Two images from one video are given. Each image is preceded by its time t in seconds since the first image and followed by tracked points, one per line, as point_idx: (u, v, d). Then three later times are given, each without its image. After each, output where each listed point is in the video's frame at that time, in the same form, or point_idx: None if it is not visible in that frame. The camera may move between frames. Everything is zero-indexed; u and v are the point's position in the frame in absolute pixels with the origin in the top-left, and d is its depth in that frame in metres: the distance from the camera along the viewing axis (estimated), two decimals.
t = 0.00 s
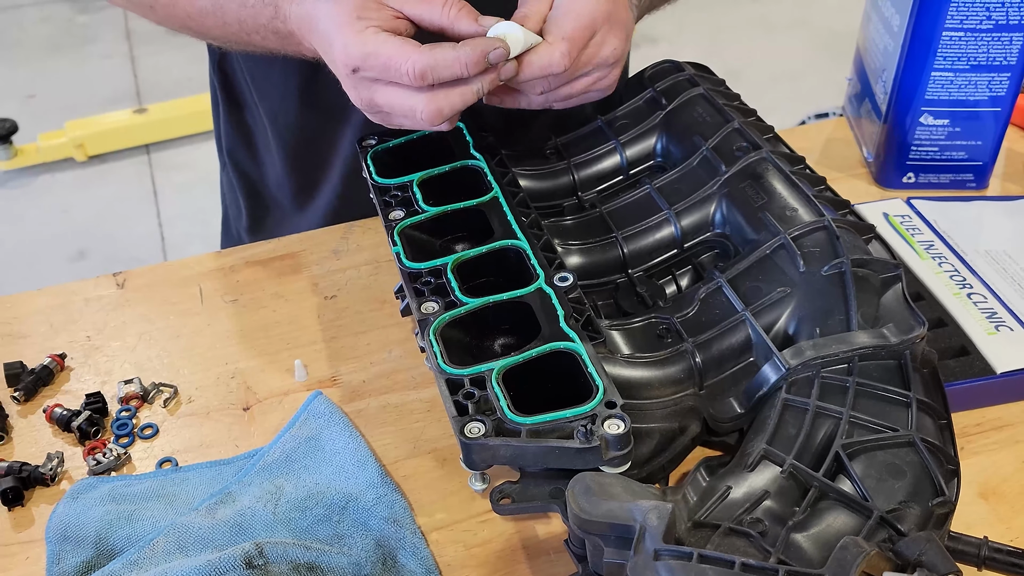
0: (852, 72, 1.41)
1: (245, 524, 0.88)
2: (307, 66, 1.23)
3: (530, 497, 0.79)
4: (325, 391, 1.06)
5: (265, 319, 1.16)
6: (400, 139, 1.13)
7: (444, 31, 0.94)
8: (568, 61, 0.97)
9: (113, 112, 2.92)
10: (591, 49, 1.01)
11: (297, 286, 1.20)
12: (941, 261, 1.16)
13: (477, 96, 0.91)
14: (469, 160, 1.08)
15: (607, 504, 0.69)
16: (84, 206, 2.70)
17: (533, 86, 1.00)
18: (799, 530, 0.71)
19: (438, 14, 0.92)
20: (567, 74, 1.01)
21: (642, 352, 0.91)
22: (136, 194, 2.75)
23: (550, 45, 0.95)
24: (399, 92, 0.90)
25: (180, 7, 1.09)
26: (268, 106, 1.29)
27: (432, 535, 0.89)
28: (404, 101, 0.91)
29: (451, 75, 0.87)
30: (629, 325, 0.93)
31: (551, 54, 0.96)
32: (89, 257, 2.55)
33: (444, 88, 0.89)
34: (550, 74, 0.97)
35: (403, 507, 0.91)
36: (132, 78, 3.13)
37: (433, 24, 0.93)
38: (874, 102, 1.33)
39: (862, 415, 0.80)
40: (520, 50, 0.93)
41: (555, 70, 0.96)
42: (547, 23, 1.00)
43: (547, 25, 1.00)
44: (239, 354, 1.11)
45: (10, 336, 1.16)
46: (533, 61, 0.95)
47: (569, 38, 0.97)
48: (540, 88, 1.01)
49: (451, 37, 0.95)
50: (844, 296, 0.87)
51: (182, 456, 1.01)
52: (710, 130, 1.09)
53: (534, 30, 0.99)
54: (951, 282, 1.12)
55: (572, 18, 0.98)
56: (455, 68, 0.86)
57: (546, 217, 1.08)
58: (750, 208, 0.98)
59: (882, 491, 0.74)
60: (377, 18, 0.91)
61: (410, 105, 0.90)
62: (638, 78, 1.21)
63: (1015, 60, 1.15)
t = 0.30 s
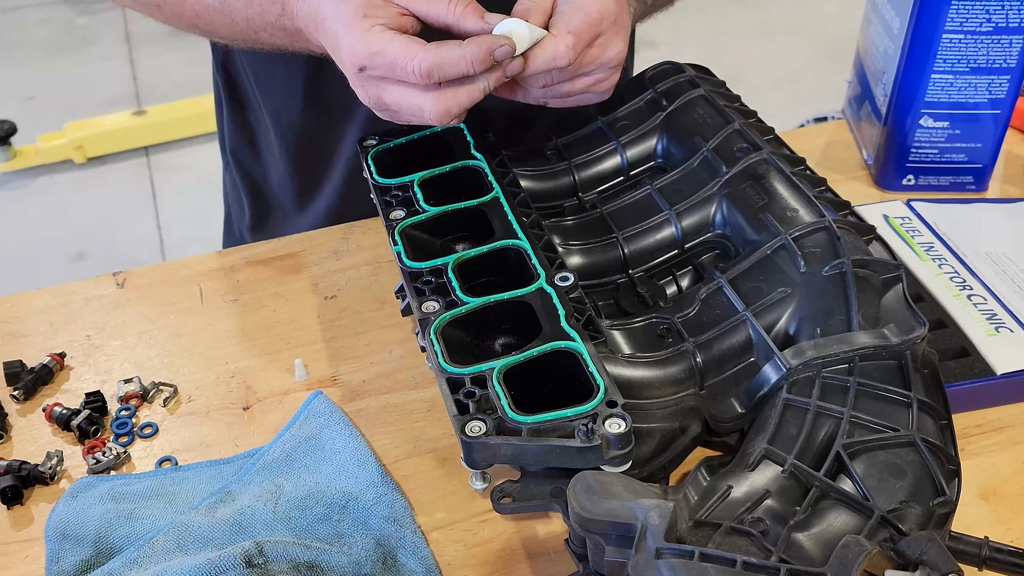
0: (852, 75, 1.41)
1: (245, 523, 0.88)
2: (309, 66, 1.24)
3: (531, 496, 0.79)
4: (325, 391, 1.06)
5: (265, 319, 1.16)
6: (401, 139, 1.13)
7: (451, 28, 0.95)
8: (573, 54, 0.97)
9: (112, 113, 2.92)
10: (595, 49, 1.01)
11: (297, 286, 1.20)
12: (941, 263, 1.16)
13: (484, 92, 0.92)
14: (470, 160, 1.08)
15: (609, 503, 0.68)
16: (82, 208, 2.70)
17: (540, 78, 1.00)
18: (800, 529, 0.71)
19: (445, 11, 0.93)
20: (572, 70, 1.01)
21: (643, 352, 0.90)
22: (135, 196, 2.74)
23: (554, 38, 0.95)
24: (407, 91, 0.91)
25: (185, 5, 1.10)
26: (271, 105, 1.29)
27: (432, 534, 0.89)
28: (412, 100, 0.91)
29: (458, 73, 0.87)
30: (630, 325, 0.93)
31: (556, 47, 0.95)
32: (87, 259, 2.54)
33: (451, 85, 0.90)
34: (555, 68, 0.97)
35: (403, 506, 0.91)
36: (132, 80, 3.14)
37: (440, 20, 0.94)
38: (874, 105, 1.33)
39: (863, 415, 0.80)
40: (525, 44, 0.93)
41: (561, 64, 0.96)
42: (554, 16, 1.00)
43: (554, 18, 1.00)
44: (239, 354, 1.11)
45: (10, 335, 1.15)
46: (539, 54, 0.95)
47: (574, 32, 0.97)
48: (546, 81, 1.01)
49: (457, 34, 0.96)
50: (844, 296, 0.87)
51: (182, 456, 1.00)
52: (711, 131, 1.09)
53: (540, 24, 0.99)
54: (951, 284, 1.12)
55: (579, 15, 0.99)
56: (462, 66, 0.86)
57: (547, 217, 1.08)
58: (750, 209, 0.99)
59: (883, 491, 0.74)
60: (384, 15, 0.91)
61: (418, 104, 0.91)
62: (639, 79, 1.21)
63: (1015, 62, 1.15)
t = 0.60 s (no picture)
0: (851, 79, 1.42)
1: (246, 523, 0.88)
2: (311, 67, 1.24)
3: (532, 497, 0.79)
4: (325, 392, 1.06)
5: (265, 320, 1.16)
6: (401, 141, 1.13)
7: (454, 28, 0.95)
8: (576, 55, 0.97)
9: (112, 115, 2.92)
10: (598, 52, 1.02)
11: (298, 287, 1.20)
12: (941, 266, 1.16)
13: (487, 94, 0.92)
14: (471, 162, 1.08)
15: (611, 503, 0.68)
16: (81, 210, 2.70)
17: (543, 79, 1.01)
18: (802, 530, 0.71)
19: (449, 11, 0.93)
20: (575, 72, 1.02)
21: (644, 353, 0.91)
22: (133, 198, 2.74)
23: (558, 39, 0.95)
24: (411, 93, 0.91)
25: (190, 5, 1.10)
26: (274, 107, 1.29)
27: (433, 535, 0.89)
28: (416, 102, 0.91)
29: (461, 74, 0.87)
30: (632, 326, 0.93)
31: (559, 48, 0.96)
32: (85, 261, 2.54)
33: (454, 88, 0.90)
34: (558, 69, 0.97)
35: (404, 507, 0.91)
36: (131, 82, 3.14)
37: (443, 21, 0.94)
38: (874, 108, 1.34)
39: (864, 416, 0.80)
40: (528, 46, 0.93)
41: (564, 65, 0.97)
42: (557, 17, 1.00)
43: (557, 19, 1.00)
44: (240, 355, 1.11)
45: (10, 335, 1.15)
46: (543, 55, 0.95)
47: (577, 34, 0.97)
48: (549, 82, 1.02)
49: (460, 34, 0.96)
50: (845, 298, 0.87)
51: (182, 456, 1.00)
52: (712, 134, 1.09)
53: (542, 25, 0.99)
54: (951, 286, 1.12)
55: (582, 17, 0.99)
56: (465, 67, 0.86)
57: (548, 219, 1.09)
58: (751, 211, 0.99)
59: (885, 492, 0.74)
60: (387, 15, 0.91)
61: (422, 107, 0.91)
62: (640, 81, 1.22)
63: (1015, 66, 1.15)
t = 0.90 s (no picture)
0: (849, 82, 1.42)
1: (244, 526, 0.88)
2: (312, 71, 1.24)
3: (530, 499, 0.79)
4: (324, 395, 1.05)
5: (264, 322, 1.16)
6: (400, 144, 1.13)
7: (453, 35, 0.95)
8: (572, 74, 0.97)
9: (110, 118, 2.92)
10: (597, 60, 1.02)
11: (296, 290, 1.20)
12: (939, 268, 1.17)
13: (481, 108, 0.94)
14: (469, 165, 1.09)
15: (609, 505, 0.68)
16: (79, 213, 2.70)
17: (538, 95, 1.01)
18: (801, 532, 0.71)
19: (449, 17, 0.93)
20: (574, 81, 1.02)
21: (642, 355, 0.91)
22: (131, 201, 2.74)
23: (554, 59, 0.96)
24: (405, 97, 0.91)
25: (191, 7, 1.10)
26: (274, 110, 1.29)
27: (432, 538, 0.89)
28: (409, 107, 0.91)
29: (456, 78, 0.86)
30: (630, 328, 0.93)
31: (556, 68, 0.96)
32: (83, 264, 2.54)
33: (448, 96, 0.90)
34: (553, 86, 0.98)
35: (403, 510, 0.90)
36: (129, 85, 3.14)
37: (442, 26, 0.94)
38: (871, 111, 1.34)
39: (863, 419, 0.80)
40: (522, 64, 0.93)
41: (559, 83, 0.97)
42: (555, 32, 1.01)
43: (555, 34, 1.01)
44: (238, 357, 1.11)
45: (9, 338, 1.15)
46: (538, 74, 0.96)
47: (575, 51, 0.98)
48: (542, 97, 1.02)
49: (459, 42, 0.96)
50: (843, 300, 0.87)
51: (180, 459, 1.00)
52: (710, 137, 1.09)
53: (539, 41, 1.00)
54: (949, 289, 1.13)
55: (583, 26, 0.99)
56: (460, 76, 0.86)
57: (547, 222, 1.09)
58: (749, 213, 0.99)
59: (883, 494, 0.74)
60: (388, 17, 0.91)
61: (415, 113, 0.91)
62: (638, 84, 1.22)
63: (1012, 69, 1.16)
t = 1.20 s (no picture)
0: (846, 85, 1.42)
1: (239, 530, 0.87)
2: (311, 73, 1.24)
3: (526, 503, 0.79)
4: (319, 398, 1.05)
5: (259, 326, 1.15)
6: (396, 147, 1.13)
7: (441, 31, 0.93)
8: (571, 69, 0.97)
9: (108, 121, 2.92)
10: (596, 57, 1.02)
11: (292, 293, 1.20)
12: (936, 271, 1.17)
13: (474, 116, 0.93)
14: (466, 168, 1.08)
15: (605, 509, 0.68)
16: (76, 216, 2.69)
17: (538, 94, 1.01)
18: (798, 536, 0.71)
19: (436, 14, 0.92)
20: (574, 79, 1.02)
21: (638, 359, 0.90)
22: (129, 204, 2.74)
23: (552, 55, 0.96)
24: (396, 106, 0.90)
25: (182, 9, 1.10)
26: (273, 112, 1.29)
27: (427, 542, 0.89)
28: (403, 115, 0.90)
29: (442, 91, 0.86)
30: (627, 332, 0.93)
31: (554, 64, 0.96)
32: (80, 267, 2.53)
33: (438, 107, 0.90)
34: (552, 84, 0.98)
35: (398, 514, 0.90)
36: (127, 88, 3.14)
37: (429, 23, 0.92)
38: (869, 114, 1.34)
39: (860, 422, 0.80)
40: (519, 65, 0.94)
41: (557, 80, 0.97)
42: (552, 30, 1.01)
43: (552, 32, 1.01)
44: (234, 361, 1.11)
45: (4, 342, 1.15)
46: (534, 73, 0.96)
47: (573, 48, 0.97)
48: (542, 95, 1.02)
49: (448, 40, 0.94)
50: (840, 303, 0.87)
51: (175, 463, 1.00)
52: (706, 139, 1.09)
53: (536, 39, 1.00)
54: (946, 292, 1.13)
55: (581, 22, 0.99)
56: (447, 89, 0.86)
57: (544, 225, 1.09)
58: (746, 216, 0.99)
59: (880, 498, 0.74)
60: (377, 20, 0.91)
61: (406, 123, 0.91)
62: (635, 86, 1.21)
63: (1009, 72, 1.16)
